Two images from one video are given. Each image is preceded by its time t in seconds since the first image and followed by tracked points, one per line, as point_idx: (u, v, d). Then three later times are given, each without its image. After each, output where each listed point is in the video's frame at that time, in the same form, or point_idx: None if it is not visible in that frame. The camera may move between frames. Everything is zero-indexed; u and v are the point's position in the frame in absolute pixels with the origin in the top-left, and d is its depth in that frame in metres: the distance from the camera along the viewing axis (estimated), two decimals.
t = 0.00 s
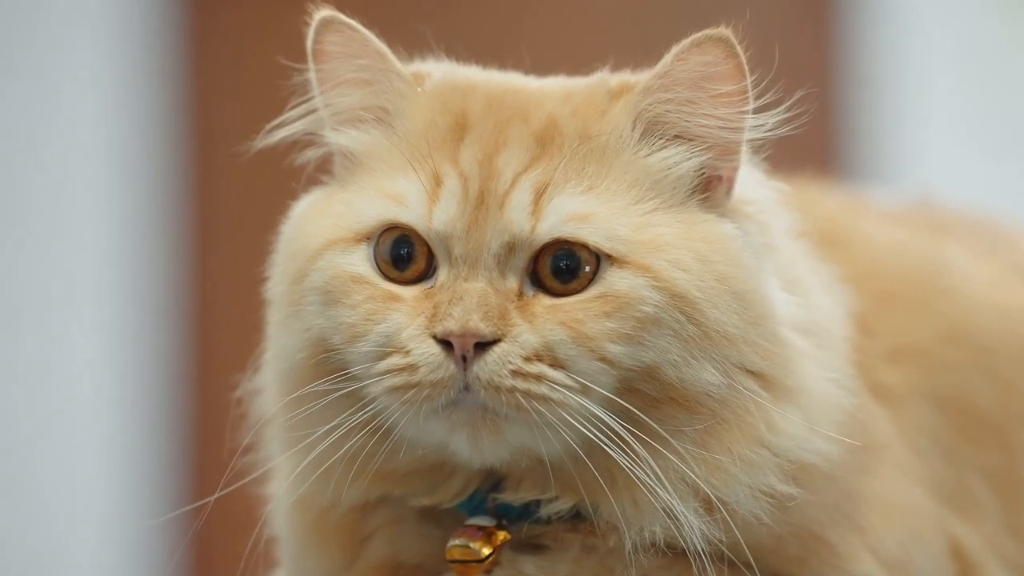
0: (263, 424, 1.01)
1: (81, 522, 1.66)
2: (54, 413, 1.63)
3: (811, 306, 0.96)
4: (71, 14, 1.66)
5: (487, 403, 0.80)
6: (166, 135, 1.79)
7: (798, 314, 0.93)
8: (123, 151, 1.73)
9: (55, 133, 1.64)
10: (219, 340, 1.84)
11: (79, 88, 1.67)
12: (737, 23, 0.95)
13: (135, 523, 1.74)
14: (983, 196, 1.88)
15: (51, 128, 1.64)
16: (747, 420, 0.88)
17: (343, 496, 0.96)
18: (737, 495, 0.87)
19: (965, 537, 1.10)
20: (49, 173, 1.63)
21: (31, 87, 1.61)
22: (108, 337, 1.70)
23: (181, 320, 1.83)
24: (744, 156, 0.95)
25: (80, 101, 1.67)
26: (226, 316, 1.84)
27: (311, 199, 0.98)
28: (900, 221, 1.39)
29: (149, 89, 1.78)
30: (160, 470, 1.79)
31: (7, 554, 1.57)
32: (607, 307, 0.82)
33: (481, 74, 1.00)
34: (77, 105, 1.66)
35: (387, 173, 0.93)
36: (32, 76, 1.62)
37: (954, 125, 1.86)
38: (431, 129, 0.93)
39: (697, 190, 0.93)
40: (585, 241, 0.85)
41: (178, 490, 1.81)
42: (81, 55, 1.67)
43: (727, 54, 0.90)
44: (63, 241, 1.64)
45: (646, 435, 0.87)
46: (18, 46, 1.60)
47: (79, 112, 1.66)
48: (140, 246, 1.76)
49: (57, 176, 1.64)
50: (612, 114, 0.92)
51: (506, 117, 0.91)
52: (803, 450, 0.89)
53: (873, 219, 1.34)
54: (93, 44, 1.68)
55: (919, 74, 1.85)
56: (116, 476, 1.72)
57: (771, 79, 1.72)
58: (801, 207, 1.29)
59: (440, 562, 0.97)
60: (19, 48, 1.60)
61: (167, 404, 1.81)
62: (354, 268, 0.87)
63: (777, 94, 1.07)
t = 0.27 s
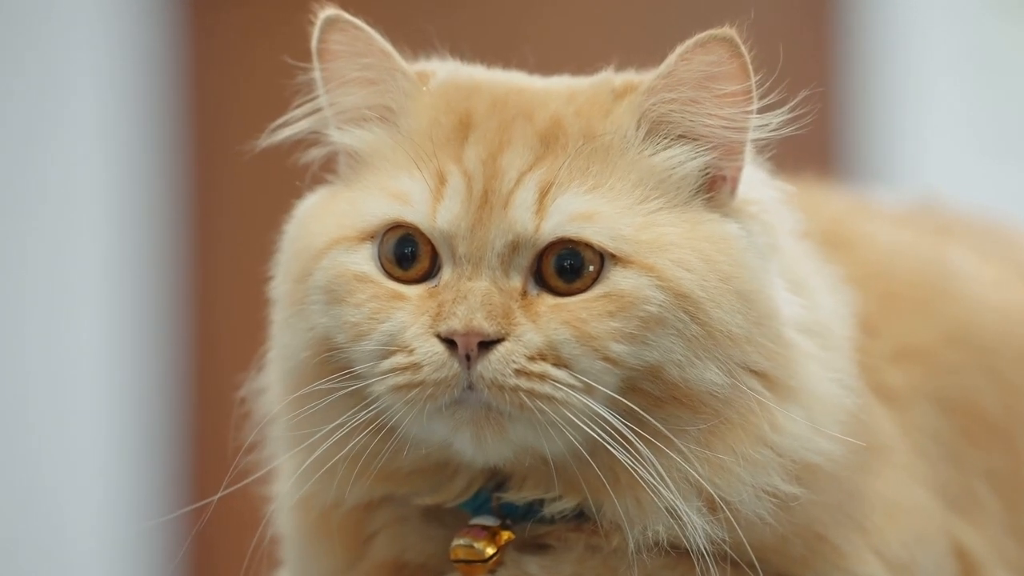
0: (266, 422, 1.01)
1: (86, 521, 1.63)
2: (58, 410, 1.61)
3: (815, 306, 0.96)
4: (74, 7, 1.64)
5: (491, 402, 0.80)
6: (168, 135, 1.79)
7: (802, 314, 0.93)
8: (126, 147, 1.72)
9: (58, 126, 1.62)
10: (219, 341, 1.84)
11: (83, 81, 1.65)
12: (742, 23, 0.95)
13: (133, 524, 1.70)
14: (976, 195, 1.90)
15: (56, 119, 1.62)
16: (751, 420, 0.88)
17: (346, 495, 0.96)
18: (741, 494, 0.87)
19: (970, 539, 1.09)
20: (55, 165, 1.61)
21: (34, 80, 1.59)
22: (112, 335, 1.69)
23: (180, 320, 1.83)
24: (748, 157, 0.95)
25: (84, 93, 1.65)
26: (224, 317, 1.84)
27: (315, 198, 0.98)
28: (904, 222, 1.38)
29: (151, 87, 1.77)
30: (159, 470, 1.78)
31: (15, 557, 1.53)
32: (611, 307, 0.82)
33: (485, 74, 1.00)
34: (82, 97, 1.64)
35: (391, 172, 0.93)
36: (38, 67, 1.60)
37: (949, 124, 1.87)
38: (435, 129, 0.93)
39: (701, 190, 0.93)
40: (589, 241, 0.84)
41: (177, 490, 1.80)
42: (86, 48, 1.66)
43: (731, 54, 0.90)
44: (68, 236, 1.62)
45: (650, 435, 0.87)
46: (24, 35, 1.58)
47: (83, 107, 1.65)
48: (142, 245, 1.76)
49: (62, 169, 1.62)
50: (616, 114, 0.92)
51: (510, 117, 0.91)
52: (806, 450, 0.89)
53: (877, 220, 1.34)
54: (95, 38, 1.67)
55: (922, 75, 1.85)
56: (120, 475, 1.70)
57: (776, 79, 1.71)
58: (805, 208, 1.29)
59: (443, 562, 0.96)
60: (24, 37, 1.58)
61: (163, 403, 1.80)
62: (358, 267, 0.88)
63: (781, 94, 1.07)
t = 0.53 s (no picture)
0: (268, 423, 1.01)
1: (86, 520, 1.63)
2: (58, 410, 1.60)
3: (817, 307, 0.96)
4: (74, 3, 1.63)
5: (492, 403, 0.80)
6: (167, 135, 1.79)
7: (804, 315, 0.93)
8: (126, 145, 1.71)
9: (59, 124, 1.61)
10: (218, 343, 1.84)
11: (86, 80, 1.64)
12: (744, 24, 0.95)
13: (132, 524, 1.69)
14: (976, 195, 1.90)
15: (58, 119, 1.61)
16: (753, 421, 0.88)
17: (348, 496, 0.96)
18: (742, 496, 0.87)
19: (972, 540, 1.09)
20: (57, 165, 1.60)
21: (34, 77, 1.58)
22: (112, 334, 1.68)
23: (179, 320, 1.83)
24: (750, 158, 0.95)
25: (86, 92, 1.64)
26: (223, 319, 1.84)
27: (317, 199, 0.98)
28: (906, 223, 1.38)
29: (150, 86, 1.77)
30: (157, 469, 1.77)
31: (16, 557, 1.53)
32: (613, 308, 0.82)
33: (487, 75, 1.00)
34: (83, 97, 1.64)
35: (393, 173, 0.93)
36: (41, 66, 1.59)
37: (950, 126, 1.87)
38: (437, 130, 0.93)
39: (703, 191, 0.93)
40: (591, 242, 0.84)
41: (175, 489, 1.80)
42: (88, 47, 1.65)
43: (733, 55, 0.90)
44: (69, 234, 1.61)
45: (651, 436, 0.87)
46: (26, 34, 1.57)
47: (83, 105, 1.64)
48: (142, 246, 1.76)
49: (64, 169, 1.61)
50: (618, 115, 0.92)
51: (512, 118, 0.91)
52: (808, 451, 0.89)
53: (878, 221, 1.34)
54: (96, 36, 1.66)
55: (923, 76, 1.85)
56: (120, 475, 1.69)
57: (779, 80, 1.71)
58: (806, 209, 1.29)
59: (445, 563, 0.96)
60: (27, 36, 1.58)
61: (161, 403, 1.79)
62: (360, 268, 0.88)
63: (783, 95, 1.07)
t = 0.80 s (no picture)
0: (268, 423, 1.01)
1: (86, 520, 1.62)
2: (58, 409, 1.60)
3: (818, 308, 0.96)
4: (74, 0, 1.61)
5: (493, 403, 0.80)
6: (166, 134, 1.79)
7: (804, 316, 0.93)
8: (125, 144, 1.71)
9: (59, 123, 1.60)
10: (218, 342, 1.85)
11: (86, 79, 1.64)
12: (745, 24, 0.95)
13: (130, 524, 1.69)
14: (975, 195, 1.90)
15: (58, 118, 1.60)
16: (754, 421, 0.88)
17: (348, 496, 0.96)
18: (743, 496, 0.87)
19: (974, 540, 1.09)
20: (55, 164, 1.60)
21: (34, 74, 1.57)
22: (112, 334, 1.68)
23: (178, 320, 1.83)
24: (750, 158, 0.95)
25: (84, 93, 1.64)
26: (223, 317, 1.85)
27: (319, 198, 0.98)
28: (907, 223, 1.38)
29: (149, 85, 1.76)
30: (156, 468, 1.77)
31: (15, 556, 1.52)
32: (614, 308, 0.82)
33: (488, 75, 1.00)
34: (81, 97, 1.63)
35: (395, 173, 0.93)
36: (42, 64, 1.58)
37: (949, 125, 1.87)
38: (438, 130, 0.93)
39: (705, 191, 0.93)
40: (592, 241, 0.84)
41: (173, 488, 1.80)
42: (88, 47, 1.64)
43: (735, 55, 0.90)
44: (69, 232, 1.61)
45: (652, 436, 0.87)
46: (26, 33, 1.57)
47: (83, 103, 1.63)
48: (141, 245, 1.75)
49: (63, 170, 1.60)
50: (620, 115, 0.92)
51: (514, 117, 0.91)
52: (808, 450, 0.89)
53: (877, 221, 1.34)
54: (96, 34, 1.65)
55: (921, 77, 1.85)
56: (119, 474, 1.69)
57: (780, 80, 1.71)
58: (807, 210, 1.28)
59: (446, 563, 0.96)
60: (27, 36, 1.57)
61: (159, 401, 1.79)
62: (361, 268, 0.88)
63: (784, 94, 1.07)
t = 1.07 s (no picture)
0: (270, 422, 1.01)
1: (86, 521, 1.60)
2: (58, 407, 1.57)
3: (822, 308, 0.95)
4: None
5: (495, 402, 0.80)
6: (165, 134, 1.79)
7: (808, 315, 0.93)
8: (125, 143, 1.71)
9: (59, 119, 1.59)
10: (217, 341, 1.86)
11: (86, 77, 1.63)
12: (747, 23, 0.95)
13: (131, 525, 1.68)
14: (975, 195, 1.90)
15: (59, 115, 1.59)
16: (757, 421, 0.88)
17: (350, 495, 0.96)
18: (746, 495, 0.87)
19: (977, 540, 1.09)
20: (55, 162, 1.58)
21: (35, 68, 1.56)
22: (112, 332, 1.67)
23: (178, 319, 1.83)
24: (753, 157, 0.95)
25: (85, 91, 1.63)
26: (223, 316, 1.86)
27: (322, 197, 0.98)
28: (911, 223, 1.38)
29: (149, 85, 1.76)
30: (152, 468, 1.76)
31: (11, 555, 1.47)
32: (617, 307, 0.82)
33: (491, 73, 1.00)
34: (82, 95, 1.62)
35: (397, 172, 0.93)
36: (44, 61, 1.57)
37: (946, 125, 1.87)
38: (441, 129, 0.93)
39: (708, 191, 0.93)
40: (595, 240, 0.84)
41: (170, 488, 1.80)
42: (89, 44, 1.63)
43: (738, 53, 0.90)
44: (69, 229, 1.60)
45: (655, 436, 0.87)
46: (27, 29, 1.55)
47: (84, 100, 1.63)
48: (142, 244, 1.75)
49: (64, 168, 1.59)
50: (622, 114, 0.92)
51: (517, 117, 0.91)
52: (812, 450, 0.89)
53: (880, 220, 1.33)
54: (98, 32, 1.65)
55: (922, 76, 1.85)
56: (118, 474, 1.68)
57: (783, 78, 1.70)
58: (811, 210, 1.28)
59: (449, 562, 0.96)
60: (27, 32, 1.55)
61: (157, 401, 1.79)
62: (364, 267, 0.88)
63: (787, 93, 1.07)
